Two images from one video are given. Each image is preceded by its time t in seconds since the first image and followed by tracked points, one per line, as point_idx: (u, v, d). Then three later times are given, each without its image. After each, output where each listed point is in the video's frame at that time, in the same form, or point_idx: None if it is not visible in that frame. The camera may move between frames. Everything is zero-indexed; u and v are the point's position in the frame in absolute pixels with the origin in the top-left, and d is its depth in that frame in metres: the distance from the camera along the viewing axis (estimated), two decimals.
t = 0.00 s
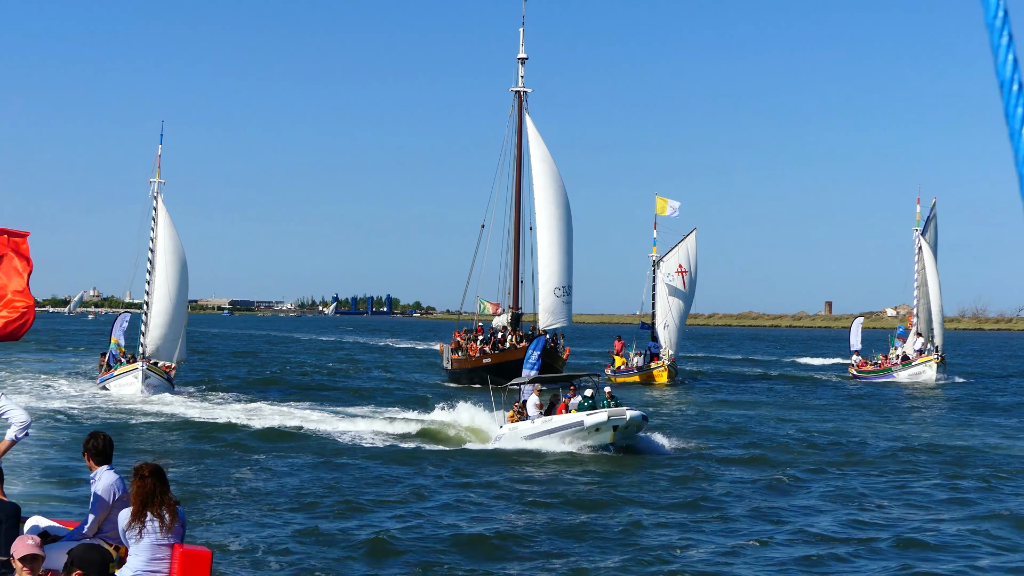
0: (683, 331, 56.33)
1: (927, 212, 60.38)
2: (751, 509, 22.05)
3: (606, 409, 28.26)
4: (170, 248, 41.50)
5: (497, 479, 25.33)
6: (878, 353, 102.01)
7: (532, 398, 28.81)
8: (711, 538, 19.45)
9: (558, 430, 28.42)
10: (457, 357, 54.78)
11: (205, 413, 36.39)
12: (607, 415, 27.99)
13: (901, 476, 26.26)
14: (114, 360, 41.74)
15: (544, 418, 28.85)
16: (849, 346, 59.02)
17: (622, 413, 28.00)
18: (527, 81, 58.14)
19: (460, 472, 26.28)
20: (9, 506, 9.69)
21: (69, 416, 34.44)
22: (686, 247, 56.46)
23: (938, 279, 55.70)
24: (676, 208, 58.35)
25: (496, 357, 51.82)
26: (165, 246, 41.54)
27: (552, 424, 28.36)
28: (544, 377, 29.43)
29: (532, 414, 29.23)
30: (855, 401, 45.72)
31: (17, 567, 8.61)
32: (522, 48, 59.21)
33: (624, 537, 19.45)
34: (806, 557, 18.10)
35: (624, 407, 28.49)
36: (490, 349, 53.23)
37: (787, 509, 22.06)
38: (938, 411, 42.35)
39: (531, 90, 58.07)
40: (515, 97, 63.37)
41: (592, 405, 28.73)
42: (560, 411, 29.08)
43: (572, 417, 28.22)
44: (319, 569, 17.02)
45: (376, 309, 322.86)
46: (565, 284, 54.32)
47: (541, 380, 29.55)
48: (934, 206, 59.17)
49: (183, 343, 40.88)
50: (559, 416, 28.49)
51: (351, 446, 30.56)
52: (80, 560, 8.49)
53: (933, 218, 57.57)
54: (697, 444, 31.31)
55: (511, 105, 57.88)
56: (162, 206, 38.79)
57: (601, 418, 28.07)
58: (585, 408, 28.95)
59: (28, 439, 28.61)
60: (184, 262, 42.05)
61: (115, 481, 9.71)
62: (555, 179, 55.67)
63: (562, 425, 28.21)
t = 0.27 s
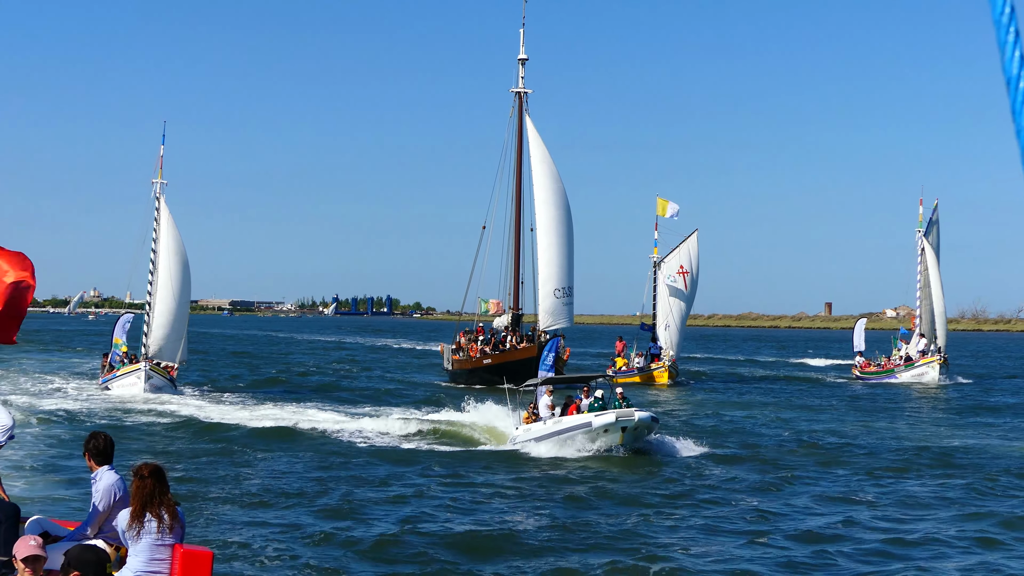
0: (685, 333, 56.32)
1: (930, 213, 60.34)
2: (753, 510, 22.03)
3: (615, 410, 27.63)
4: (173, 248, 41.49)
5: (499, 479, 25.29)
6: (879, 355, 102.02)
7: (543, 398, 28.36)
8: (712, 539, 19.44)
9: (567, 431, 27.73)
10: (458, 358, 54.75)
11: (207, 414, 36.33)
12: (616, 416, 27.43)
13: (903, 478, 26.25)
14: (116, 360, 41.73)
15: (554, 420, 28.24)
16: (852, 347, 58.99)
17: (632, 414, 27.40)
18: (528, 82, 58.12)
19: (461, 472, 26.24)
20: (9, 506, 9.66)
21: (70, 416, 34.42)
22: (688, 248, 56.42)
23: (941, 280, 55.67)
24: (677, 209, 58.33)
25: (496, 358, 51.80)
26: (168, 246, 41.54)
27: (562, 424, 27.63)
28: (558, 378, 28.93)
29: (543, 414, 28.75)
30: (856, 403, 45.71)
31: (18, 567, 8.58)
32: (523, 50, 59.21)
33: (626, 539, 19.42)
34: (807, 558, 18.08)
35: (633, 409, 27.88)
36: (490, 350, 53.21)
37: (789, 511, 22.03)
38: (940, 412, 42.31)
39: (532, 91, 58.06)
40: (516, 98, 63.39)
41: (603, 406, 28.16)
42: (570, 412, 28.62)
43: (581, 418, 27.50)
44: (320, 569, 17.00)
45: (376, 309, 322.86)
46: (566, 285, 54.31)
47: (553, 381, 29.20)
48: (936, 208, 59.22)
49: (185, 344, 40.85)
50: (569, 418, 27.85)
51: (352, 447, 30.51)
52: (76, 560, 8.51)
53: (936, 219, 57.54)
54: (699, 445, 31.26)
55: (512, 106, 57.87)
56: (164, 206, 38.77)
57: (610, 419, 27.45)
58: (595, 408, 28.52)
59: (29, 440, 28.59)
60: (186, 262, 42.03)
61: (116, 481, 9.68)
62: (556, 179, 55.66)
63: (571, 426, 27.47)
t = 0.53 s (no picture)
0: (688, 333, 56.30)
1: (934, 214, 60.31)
2: (757, 512, 21.99)
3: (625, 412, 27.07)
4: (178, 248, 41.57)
5: (501, 479, 25.30)
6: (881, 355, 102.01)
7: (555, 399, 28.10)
8: (714, 541, 19.42)
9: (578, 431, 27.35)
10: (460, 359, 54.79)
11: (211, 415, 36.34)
12: (625, 418, 26.79)
13: (908, 478, 26.21)
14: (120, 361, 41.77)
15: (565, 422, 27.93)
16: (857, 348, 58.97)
17: (641, 416, 26.79)
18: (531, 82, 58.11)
19: (465, 472, 26.24)
20: (11, 508, 9.65)
21: (75, 417, 34.49)
22: (691, 249, 56.40)
23: (946, 281, 55.62)
24: (680, 209, 58.31)
25: (499, 359, 51.74)
26: (172, 246, 41.62)
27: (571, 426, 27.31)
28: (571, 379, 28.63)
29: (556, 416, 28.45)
30: (859, 403, 45.68)
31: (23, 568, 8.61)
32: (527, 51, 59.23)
33: (628, 540, 19.40)
34: (811, 560, 18.07)
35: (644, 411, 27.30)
36: (493, 351, 53.26)
37: (793, 512, 22.00)
38: (944, 413, 42.29)
39: (535, 92, 58.09)
40: (519, 99, 63.42)
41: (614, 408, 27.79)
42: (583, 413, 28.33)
43: (590, 418, 27.07)
44: (324, 570, 17.04)
45: (379, 310, 323.12)
46: (568, 286, 54.33)
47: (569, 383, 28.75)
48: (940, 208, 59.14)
49: (190, 345, 40.91)
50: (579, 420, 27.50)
51: (356, 447, 30.51)
52: (78, 563, 8.56)
53: (940, 220, 57.51)
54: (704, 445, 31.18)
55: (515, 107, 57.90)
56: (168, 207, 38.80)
57: (619, 421, 26.95)
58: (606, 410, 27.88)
59: (33, 440, 28.62)
60: (191, 263, 42.10)
61: (119, 482, 9.71)
62: (559, 180, 55.69)
63: (580, 428, 27.13)
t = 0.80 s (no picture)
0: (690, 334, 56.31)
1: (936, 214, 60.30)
2: (759, 511, 21.97)
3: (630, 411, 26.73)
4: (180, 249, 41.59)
5: (503, 479, 25.30)
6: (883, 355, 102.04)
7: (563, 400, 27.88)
8: (716, 540, 19.40)
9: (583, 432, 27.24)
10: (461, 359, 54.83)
11: (214, 416, 36.34)
12: (631, 419, 26.54)
13: (910, 478, 26.18)
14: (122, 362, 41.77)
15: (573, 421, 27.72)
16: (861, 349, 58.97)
17: (647, 416, 26.45)
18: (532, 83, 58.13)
19: (467, 472, 26.21)
20: (11, 507, 9.63)
21: (78, 418, 34.50)
22: (692, 249, 56.40)
23: (948, 281, 55.60)
24: (681, 210, 58.33)
25: (500, 360, 51.70)
26: (175, 247, 41.63)
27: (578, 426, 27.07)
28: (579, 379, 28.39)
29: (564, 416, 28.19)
30: (860, 403, 45.65)
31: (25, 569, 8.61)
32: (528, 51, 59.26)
33: (629, 538, 19.39)
34: (812, 559, 18.04)
35: (650, 410, 26.96)
36: (494, 351, 53.29)
37: (795, 512, 21.98)
38: (947, 413, 42.27)
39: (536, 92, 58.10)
40: (520, 99, 63.45)
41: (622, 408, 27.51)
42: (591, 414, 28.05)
43: (595, 419, 26.84)
44: (325, 568, 17.04)
45: (380, 311, 323.25)
46: (569, 286, 54.34)
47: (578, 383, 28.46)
48: (942, 208, 59.09)
49: (192, 345, 40.92)
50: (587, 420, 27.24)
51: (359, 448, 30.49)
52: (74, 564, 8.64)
53: (942, 220, 57.51)
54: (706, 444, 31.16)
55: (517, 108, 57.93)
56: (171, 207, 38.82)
57: (624, 421, 26.64)
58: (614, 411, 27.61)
59: (35, 441, 28.60)
60: (193, 263, 42.11)
61: (120, 483, 9.70)
62: (560, 181, 55.71)
63: (586, 428, 26.88)
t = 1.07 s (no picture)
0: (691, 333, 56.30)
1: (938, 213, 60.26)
2: (760, 510, 21.95)
3: (635, 412, 26.35)
4: (182, 249, 41.56)
5: (503, 479, 25.29)
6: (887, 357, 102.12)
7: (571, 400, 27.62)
8: (717, 539, 19.38)
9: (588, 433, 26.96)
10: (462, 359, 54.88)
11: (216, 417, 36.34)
12: (636, 419, 26.17)
13: (912, 478, 26.16)
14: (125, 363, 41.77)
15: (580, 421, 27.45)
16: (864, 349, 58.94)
17: (652, 417, 26.08)
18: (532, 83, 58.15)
19: (469, 472, 26.20)
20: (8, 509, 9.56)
21: (80, 418, 34.52)
22: (692, 249, 56.39)
23: (950, 281, 55.59)
24: (681, 209, 58.31)
25: (502, 360, 51.67)
26: (178, 247, 41.62)
27: (583, 427, 26.80)
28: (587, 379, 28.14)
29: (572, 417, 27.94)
30: (861, 403, 45.62)
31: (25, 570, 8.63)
32: (528, 51, 59.27)
33: (630, 537, 19.37)
34: (814, 558, 18.02)
35: (655, 411, 26.56)
36: (495, 352, 53.30)
37: (796, 511, 21.95)
38: (948, 412, 42.23)
39: (536, 92, 58.13)
40: (520, 99, 63.47)
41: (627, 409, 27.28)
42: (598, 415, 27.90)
43: (600, 420, 26.49)
44: (325, 567, 17.03)
45: (380, 311, 323.41)
46: (569, 286, 54.32)
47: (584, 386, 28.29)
48: (943, 208, 59.07)
49: (195, 346, 40.88)
50: (592, 420, 26.94)
51: (360, 448, 30.48)
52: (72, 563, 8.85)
53: (943, 220, 57.50)
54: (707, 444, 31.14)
55: (517, 108, 57.95)
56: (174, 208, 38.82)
57: (629, 423, 26.31)
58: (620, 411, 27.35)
59: (35, 441, 28.57)
60: (196, 264, 42.10)
61: (119, 483, 9.67)
62: (560, 181, 55.71)
63: (591, 429, 26.58)
